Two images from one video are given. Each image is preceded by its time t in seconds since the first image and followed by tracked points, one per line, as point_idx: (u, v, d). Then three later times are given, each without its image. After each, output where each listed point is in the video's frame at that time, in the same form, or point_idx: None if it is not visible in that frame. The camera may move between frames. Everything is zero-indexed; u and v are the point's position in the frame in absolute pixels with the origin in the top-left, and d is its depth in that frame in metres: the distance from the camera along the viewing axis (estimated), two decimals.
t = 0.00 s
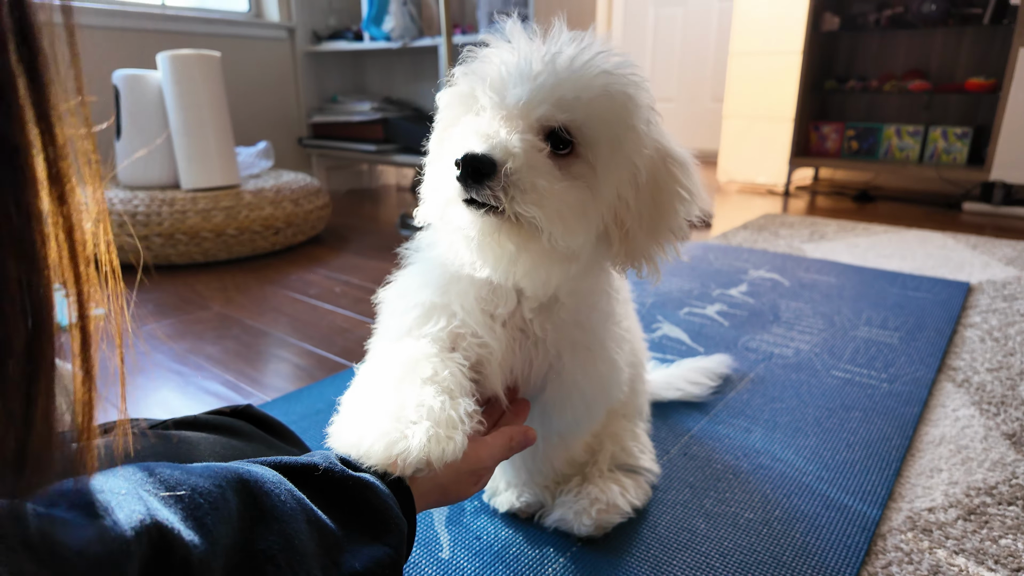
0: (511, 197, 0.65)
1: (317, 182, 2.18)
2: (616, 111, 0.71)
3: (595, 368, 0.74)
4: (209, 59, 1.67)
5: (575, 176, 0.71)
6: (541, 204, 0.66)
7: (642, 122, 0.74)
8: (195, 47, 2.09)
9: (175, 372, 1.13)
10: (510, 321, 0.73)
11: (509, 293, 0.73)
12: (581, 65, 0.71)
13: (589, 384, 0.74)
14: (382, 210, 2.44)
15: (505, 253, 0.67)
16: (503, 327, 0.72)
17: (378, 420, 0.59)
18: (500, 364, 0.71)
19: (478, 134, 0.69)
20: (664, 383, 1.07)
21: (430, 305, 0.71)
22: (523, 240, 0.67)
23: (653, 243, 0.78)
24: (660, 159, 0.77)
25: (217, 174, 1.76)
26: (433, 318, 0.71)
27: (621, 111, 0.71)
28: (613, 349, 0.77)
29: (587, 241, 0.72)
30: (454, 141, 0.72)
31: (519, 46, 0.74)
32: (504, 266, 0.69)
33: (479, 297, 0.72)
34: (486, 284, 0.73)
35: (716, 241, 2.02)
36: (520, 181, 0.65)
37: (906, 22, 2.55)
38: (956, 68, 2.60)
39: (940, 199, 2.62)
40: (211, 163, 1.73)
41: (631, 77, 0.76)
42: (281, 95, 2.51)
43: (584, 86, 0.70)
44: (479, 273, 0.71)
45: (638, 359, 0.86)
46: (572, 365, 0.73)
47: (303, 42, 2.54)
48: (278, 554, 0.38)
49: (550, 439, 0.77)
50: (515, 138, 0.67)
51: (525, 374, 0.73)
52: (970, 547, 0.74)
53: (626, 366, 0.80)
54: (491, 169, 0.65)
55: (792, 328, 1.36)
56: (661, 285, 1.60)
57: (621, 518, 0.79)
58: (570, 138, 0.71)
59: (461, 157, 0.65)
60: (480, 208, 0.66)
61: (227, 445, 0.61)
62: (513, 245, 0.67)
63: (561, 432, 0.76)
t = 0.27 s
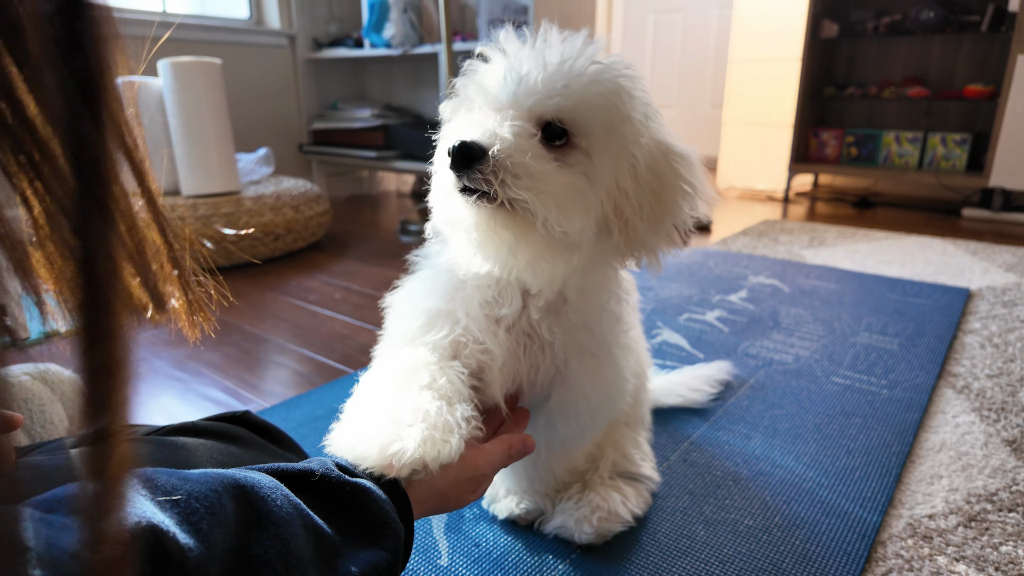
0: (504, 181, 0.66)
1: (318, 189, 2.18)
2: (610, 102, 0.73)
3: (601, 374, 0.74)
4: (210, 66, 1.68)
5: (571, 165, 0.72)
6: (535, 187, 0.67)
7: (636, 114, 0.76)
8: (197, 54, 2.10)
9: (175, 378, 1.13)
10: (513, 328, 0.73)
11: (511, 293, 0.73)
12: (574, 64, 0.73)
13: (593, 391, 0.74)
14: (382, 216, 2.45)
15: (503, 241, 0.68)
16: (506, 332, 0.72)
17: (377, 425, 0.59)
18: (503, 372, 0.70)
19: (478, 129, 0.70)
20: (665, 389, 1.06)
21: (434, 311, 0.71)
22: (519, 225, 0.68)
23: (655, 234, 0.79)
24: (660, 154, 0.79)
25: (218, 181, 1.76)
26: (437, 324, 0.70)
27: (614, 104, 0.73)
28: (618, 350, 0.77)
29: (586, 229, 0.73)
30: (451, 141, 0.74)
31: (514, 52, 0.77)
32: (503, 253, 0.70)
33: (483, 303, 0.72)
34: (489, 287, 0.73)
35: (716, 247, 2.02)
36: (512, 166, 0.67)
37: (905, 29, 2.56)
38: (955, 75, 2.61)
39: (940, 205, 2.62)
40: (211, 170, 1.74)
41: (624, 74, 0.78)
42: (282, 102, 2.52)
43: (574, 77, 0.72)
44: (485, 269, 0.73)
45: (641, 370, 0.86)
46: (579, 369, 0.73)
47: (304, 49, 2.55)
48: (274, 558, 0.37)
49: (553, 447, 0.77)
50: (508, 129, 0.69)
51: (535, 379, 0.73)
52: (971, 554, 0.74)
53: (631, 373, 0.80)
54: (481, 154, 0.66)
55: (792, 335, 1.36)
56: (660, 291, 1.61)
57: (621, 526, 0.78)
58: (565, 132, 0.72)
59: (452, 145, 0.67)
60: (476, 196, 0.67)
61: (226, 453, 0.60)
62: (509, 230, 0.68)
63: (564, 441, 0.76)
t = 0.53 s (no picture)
0: (484, 212, 0.67)
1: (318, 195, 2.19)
2: (568, 100, 0.72)
3: (612, 378, 0.74)
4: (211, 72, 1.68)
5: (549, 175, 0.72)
6: (514, 208, 0.68)
7: (597, 99, 0.74)
8: (197, 60, 2.10)
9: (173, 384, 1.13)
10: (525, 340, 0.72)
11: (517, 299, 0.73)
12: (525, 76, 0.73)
13: (604, 396, 0.73)
14: (382, 222, 2.45)
15: (498, 265, 0.69)
16: (521, 341, 0.72)
17: (386, 437, 0.58)
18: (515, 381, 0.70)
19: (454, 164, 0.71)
20: (665, 395, 1.06)
21: (443, 323, 0.71)
22: (510, 247, 0.69)
23: (646, 213, 0.78)
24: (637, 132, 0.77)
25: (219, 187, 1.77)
26: (448, 333, 0.70)
27: (573, 101, 0.72)
28: (627, 346, 0.77)
29: (580, 231, 0.72)
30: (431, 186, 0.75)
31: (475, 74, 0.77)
32: (507, 275, 0.70)
33: (493, 313, 0.72)
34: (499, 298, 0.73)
35: (715, 252, 2.02)
36: (488, 194, 0.67)
37: (903, 35, 2.57)
38: (953, 81, 2.62)
39: (939, 211, 2.62)
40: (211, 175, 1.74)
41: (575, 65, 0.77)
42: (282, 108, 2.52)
43: (526, 85, 0.72)
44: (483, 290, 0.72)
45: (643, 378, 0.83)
46: (594, 370, 0.73)
47: (304, 55, 2.55)
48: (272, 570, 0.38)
49: (562, 452, 0.77)
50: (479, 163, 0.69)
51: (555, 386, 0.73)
52: (972, 561, 0.73)
53: (639, 373, 0.80)
54: (452, 196, 0.67)
55: (792, 340, 1.35)
56: (660, 296, 1.60)
57: (622, 533, 0.78)
58: (535, 142, 0.71)
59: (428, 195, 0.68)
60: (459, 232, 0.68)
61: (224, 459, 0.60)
62: (500, 255, 0.68)
63: (572, 449, 0.76)
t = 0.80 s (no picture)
0: (480, 233, 0.66)
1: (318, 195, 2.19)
2: (551, 107, 0.71)
3: (614, 376, 0.74)
4: (211, 73, 1.68)
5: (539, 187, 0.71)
6: (510, 225, 0.67)
7: (575, 101, 0.73)
8: (197, 60, 2.10)
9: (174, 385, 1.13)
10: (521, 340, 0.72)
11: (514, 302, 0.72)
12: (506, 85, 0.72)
13: (609, 392, 0.74)
14: (382, 222, 2.45)
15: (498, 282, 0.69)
16: (523, 344, 0.72)
17: (385, 436, 0.58)
18: (519, 381, 0.70)
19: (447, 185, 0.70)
20: (664, 395, 1.06)
21: (441, 329, 0.71)
22: (510, 263, 0.68)
23: (634, 215, 0.77)
24: (619, 131, 0.76)
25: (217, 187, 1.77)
26: (448, 338, 0.70)
27: (553, 109, 0.71)
28: (628, 345, 0.77)
29: (575, 240, 0.72)
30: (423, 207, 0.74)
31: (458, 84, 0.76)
32: (510, 284, 0.70)
33: (492, 317, 0.72)
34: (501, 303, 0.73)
35: (715, 253, 2.02)
36: (482, 215, 0.67)
37: (903, 36, 2.57)
38: (953, 81, 2.61)
39: (939, 211, 2.62)
40: (211, 175, 1.74)
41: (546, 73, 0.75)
42: (282, 109, 2.52)
43: (506, 98, 0.70)
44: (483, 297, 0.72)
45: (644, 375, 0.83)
46: (596, 367, 0.73)
47: (304, 55, 2.56)
48: None
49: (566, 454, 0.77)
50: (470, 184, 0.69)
51: (558, 384, 0.73)
52: (970, 561, 0.73)
53: (640, 370, 0.81)
54: (448, 221, 0.67)
55: (791, 341, 1.35)
56: (659, 297, 1.60)
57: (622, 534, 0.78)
58: (523, 154, 0.70)
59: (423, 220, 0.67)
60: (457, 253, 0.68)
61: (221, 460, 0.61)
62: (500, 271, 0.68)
63: (576, 450, 0.76)
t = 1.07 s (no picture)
0: (520, 184, 0.69)
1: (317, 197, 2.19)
2: (611, 103, 0.75)
3: (607, 375, 0.74)
4: (210, 75, 1.68)
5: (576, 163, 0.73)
6: (545, 189, 0.69)
7: (633, 111, 0.78)
8: (196, 62, 2.11)
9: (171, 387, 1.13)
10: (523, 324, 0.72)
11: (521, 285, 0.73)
12: (571, 69, 0.75)
13: (601, 392, 0.73)
14: (381, 224, 2.45)
15: (520, 242, 0.70)
16: (514, 329, 0.71)
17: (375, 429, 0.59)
18: (510, 374, 0.70)
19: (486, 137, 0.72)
20: (662, 397, 1.06)
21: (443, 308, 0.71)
22: (536, 224, 0.70)
23: (659, 225, 0.81)
24: (662, 149, 0.81)
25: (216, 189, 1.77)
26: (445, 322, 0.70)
27: (615, 103, 0.75)
28: (625, 346, 0.78)
29: (598, 225, 0.74)
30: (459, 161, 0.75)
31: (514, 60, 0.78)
32: (523, 255, 0.70)
33: (491, 298, 0.72)
34: (502, 282, 0.73)
35: (713, 254, 2.02)
36: (524, 167, 0.68)
37: (902, 37, 2.57)
38: (953, 83, 2.61)
39: (938, 213, 2.62)
40: (211, 177, 1.75)
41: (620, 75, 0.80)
42: (281, 110, 2.52)
43: (573, 79, 0.74)
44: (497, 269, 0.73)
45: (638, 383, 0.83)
46: (588, 365, 0.72)
47: (303, 57, 2.56)
48: None
49: (553, 448, 0.76)
50: (518, 135, 0.70)
51: (543, 381, 0.72)
52: (968, 566, 0.73)
53: (633, 374, 0.81)
54: (498, 158, 0.69)
55: (790, 343, 1.35)
56: (658, 299, 1.60)
57: (614, 534, 0.78)
58: (573, 135, 0.74)
59: (468, 153, 0.69)
60: (492, 199, 0.70)
61: (211, 461, 0.60)
62: (524, 231, 0.69)
63: (568, 446, 0.76)
